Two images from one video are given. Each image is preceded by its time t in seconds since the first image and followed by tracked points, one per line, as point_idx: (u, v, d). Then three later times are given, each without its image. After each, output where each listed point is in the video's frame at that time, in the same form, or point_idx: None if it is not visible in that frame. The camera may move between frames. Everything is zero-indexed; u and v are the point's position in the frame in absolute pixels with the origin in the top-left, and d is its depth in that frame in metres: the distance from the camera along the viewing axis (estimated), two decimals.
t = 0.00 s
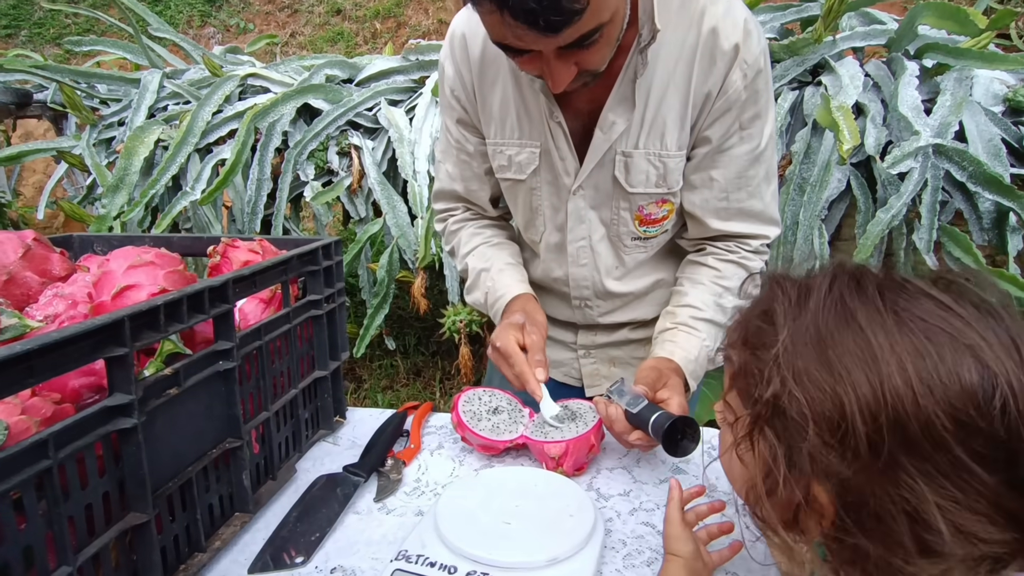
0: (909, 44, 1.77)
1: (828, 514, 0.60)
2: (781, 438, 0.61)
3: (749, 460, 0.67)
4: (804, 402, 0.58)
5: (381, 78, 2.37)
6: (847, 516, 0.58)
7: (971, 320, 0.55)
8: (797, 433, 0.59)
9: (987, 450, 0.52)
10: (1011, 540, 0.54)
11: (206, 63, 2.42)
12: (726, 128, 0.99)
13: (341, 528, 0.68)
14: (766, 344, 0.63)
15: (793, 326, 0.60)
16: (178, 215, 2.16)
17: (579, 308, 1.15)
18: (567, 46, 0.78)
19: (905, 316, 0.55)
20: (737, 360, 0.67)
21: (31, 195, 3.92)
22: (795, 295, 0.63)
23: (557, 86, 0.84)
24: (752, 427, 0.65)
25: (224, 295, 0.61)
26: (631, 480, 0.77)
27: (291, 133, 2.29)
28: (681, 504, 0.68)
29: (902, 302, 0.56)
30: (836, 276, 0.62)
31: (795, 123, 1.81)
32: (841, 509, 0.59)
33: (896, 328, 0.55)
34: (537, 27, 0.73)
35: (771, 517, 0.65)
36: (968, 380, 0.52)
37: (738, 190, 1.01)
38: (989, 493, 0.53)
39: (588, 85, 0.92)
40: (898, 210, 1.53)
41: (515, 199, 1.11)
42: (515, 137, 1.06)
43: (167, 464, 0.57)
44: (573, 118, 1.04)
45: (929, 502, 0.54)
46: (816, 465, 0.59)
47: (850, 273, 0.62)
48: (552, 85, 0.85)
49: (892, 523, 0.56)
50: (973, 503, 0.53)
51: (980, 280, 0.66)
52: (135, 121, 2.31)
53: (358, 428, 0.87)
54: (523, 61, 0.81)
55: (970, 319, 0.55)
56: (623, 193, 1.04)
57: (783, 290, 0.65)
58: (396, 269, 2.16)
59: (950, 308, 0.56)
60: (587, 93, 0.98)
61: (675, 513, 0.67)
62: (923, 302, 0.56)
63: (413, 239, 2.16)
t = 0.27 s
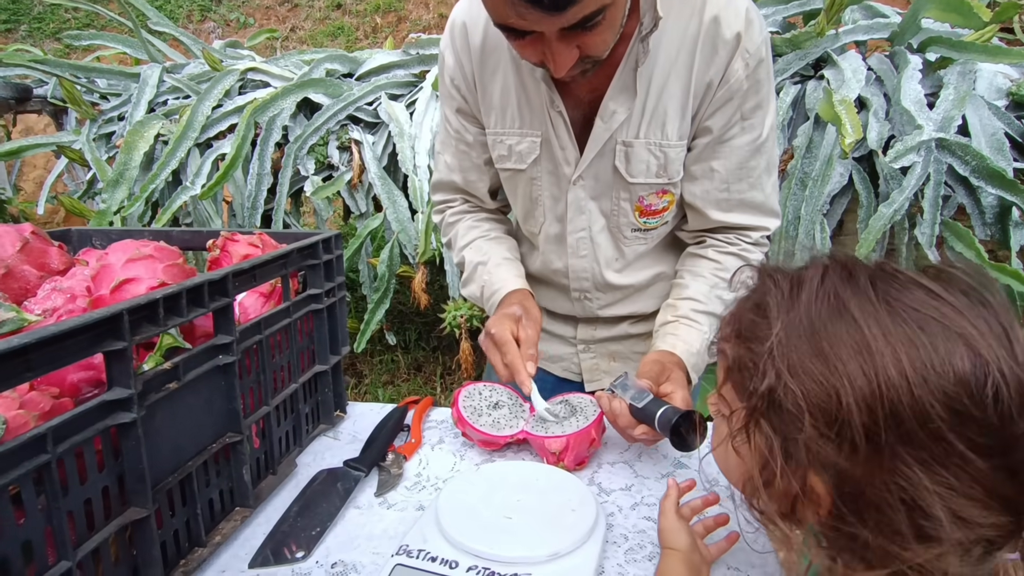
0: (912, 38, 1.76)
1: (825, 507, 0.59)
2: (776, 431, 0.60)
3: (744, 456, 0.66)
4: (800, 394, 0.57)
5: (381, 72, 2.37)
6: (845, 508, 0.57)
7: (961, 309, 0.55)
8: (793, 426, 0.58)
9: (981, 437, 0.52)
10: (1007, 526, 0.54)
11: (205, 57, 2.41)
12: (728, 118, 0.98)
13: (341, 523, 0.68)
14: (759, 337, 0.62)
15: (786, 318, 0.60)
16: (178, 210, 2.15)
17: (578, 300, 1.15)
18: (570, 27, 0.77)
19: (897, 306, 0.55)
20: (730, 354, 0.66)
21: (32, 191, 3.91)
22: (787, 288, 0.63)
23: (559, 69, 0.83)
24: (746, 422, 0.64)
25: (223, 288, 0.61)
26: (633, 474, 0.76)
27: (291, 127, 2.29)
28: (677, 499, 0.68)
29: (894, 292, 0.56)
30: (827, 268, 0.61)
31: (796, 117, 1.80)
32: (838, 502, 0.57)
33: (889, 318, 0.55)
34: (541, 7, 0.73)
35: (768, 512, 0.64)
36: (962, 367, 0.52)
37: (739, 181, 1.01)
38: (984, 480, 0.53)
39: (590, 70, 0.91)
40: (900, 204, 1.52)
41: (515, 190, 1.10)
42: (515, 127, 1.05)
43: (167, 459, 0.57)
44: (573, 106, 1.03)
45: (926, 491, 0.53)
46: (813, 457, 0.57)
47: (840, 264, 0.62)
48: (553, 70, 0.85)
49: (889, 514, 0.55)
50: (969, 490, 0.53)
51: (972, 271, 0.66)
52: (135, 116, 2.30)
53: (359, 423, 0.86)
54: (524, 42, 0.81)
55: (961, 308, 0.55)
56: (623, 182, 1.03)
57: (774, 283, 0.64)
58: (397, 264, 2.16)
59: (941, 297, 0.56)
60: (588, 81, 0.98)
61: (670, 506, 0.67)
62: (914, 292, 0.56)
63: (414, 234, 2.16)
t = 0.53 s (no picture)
0: (912, 36, 1.76)
1: (797, 495, 0.60)
2: (753, 419, 0.61)
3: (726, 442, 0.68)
4: (775, 384, 0.58)
5: (380, 71, 2.36)
6: (814, 497, 0.59)
7: (941, 308, 0.55)
8: (767, 416, 0.60)
9: (950, 437, 0.53)
10: (975, 526, 0.54)
11: (204, 56, 2.41)
12: (723, 115, 0.98)
13: (337, 523, 0.68)
14: (743, 327, 0.63)
15: (768, 310, 0.61)
16: (176, 209, 2.15)
17: (574, 299, 1.15)
18: (569, 20, 0.77)
19: (875, 302, 0.56)
20: (717, 342, 0.67)
21: (31, 189, 3.91)
22: (774, 280, 0.63)
23: (557, 63, 0.83)
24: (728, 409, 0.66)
25: (216, 288, 0.60)
26: (629, 475, 0.76)
27: (290, 126, 2.29)
28: (663, 498, 0.68)
29: (875, 289, 0.57)
30: (814, 261, 0.62)
31: (795, 116, 1.80)
32: (809, 491, 0.59)
33: (864, 314, 0.55)
34: None
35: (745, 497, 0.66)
36: (933, 367, 0.53)
37: (735, 178, 1.01)
38: (950, 478, 0.54)
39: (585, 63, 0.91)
40: (899, 204, 1.52)
41: (511, 187, 1.10)
42: (511, 123, 1.05)
43: (160, 460, 0.57)
44: (569, 103, 1.02)
45: (891, 486, 0.54)
46: (785, 446, 0.59)
47: (828, 258, 0.62)
48: (552, 64, 0.85)
49: (855, 507, 0.57)
50: (934, 488, 0.54)
51: (969, 268, 0.66)
52: (133, 115, 2.30)
53: (355, 423, 0.86)
54: (523, 36, 0.80)
55: (941, 307, 0.55)
56: (619, 178, 1.03)
57: (763, 274, 0.65)
58: (395, 263, 2.16)
59: (921, 295, 0.56)
60: (583, 76, 0.97)
61: (655, 505, 0.67)
62: (895, 288, 0.57)
63: (412, 233, 2.15)
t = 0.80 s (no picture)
0: (911, 37, 1.76)
1: (792, 480, 0.60)
2: (751, 405, 0.61)
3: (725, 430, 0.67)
4: (773, 369, 0.58)
5: (379, 71, 2.36)
6: (809, 482, 0.58)
7: (938, 299, 0.56)
8: (765, 400, 0.60)
9: (944, 425, 0.53)
10: (966, 514, 0.54)
11: (203, 56, 2.41)
12: (721, 114, 0.98)
13: (334, 526, 0.67)
14: (744, 315, 0.64)
15: (770, 298, 0.61)
16: (175, 210, 2.15)
17: (574, 299, 1.14)
18: (570, 18, 0.77)
19: (873, 292, 0.56)
20: (720, 331, 0.67)
21: (31, 189, 3.91)
22: (776, 272, 0.63)
23: (557, 61, 0.83)
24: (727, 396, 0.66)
25: (213, 291, 0.60)
26: (627, 477, 0.76)
27: (289, 127, 2.29)
28: (660, 502, 0.68)
29: (874, 280, 0.57)
30: (816, 254, 0.62)
31: (795, 117, 1.80)
32: (803, 475, 0.59)
33: (862, 303, 0.56)
34: None
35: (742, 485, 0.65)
36: (928, 355, 0.53)
37: (732, 177, 1.01)
38: (943, 466, 0.53)
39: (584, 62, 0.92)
40: (898, 205, 1.52)
41: (510, 187, 1.10)
42: (510, 123, 1.05)
43: (157, 463, 0.56)
44: (567, 102, 1.02)
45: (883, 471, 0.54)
46: (781, 431, 0.59)
47: (830, 252, 0.62)
48: (552, 63, 0.85)
49: (848, 492, 0.56)
50: (926, 475, 0.54)
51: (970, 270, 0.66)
52: (133, 115, 2.30)
53: (353, 425, 0.86)
54: (523, 34, 0.80)
55: (938, 298, 0.56)
56: (618, 177, 1.03)
57: (767, 265, 0.65)
58: (395, 264, 2.16)
59: (919, 286, 0.56)
60: (582, 74, 0.98)
61: (652, 509, 0.67)
62: (893, 279, 0.57)
63: (411, 233, 2.15)
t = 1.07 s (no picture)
0: (912, 37, 1.76)
1: (798, 468, 0.59)
2: (757, 394, 0.61)
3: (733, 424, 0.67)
4: (779, 356, 0.58)
5: (380, 71, 2.36)
6: (814, 469, 0.58)
7: (940, 288, 0.55)
8: (771, 388, 0.59)
9: (948, 408, 0.52)
10: (973, 502, 0.53)
11: (203, 56, 2.40)
12: (723, 110, 0.98)
13: (336, 528, 0.67)
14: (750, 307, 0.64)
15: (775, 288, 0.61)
16: (176, 210, 2.14)
17: (575, 297, 1.14)
18: (583, 7, 0.77)
19: (876, 280, 0.56)
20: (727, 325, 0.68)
21: (30, 189, 3.91)
22: (782, 266, 0.64)
23: (568, 52, 0.83)
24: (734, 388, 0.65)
25: (215, 293, 0.60)
26: (630, 479, 0.76)
27: (289, 127, 2.28)
28: (663, 504, 0.68)
29: (878, 269, 0.57)
30: (820, 247, 0.62)
31: (795, 117, 1.80)
32: (810, 462, 0.58)
33: (865, 290, 0.56)
34: None
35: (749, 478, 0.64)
36: (931, 341, 0.53)
37: (734, 174, 1.01)
38: (948, 451, 0.52)
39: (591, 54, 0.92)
40: (899, 205, 1.52)
41: (511, 183, 1.10)
42: (512, 119, 1.05)
43: (158, 466, 0.56)
44: (570, 98, 1.03)
45: (888, 455, 0.53)
46: (787, 418, 0.58)
47: (835, 245, 0.63)
48: (564, 53, 0.85)
49: (853, 477, 0.56)
50: (933, 459, 0.53)
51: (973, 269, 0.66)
52: (133, 115, 2.29)
53: (354, 426, 0.86)
54: (536, 22, 0.80)
55: (941, 287, 0.56)
56: (620, 174, 1.03)
57: (773, 258, 0.65)
58: (395, 264, 2.16)
59: (922, 276, 0.56)
60: (586, 69, 0.98)
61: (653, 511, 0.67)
62: (896, 269, 0.57)
63: (412, 234, 2.15)
